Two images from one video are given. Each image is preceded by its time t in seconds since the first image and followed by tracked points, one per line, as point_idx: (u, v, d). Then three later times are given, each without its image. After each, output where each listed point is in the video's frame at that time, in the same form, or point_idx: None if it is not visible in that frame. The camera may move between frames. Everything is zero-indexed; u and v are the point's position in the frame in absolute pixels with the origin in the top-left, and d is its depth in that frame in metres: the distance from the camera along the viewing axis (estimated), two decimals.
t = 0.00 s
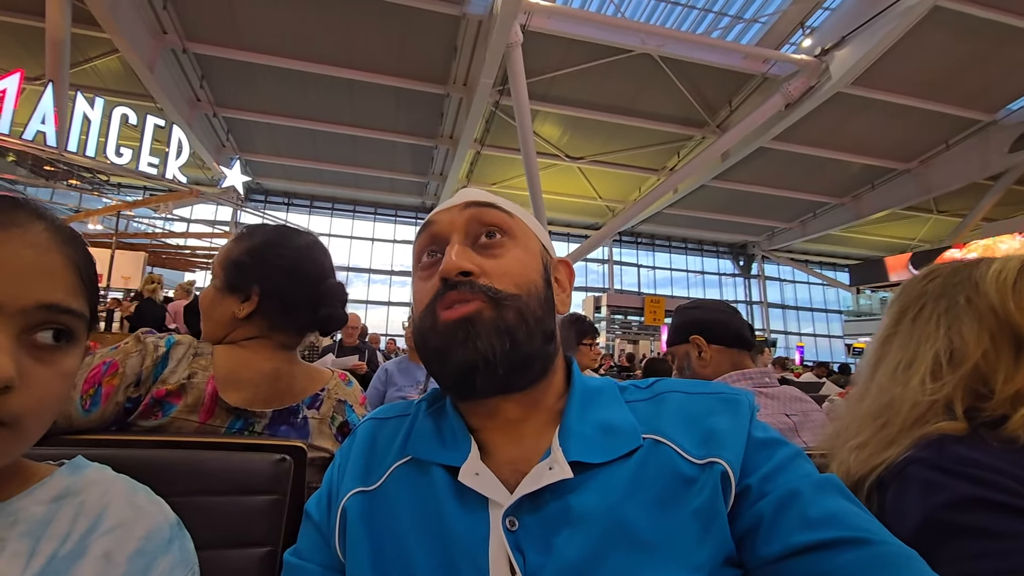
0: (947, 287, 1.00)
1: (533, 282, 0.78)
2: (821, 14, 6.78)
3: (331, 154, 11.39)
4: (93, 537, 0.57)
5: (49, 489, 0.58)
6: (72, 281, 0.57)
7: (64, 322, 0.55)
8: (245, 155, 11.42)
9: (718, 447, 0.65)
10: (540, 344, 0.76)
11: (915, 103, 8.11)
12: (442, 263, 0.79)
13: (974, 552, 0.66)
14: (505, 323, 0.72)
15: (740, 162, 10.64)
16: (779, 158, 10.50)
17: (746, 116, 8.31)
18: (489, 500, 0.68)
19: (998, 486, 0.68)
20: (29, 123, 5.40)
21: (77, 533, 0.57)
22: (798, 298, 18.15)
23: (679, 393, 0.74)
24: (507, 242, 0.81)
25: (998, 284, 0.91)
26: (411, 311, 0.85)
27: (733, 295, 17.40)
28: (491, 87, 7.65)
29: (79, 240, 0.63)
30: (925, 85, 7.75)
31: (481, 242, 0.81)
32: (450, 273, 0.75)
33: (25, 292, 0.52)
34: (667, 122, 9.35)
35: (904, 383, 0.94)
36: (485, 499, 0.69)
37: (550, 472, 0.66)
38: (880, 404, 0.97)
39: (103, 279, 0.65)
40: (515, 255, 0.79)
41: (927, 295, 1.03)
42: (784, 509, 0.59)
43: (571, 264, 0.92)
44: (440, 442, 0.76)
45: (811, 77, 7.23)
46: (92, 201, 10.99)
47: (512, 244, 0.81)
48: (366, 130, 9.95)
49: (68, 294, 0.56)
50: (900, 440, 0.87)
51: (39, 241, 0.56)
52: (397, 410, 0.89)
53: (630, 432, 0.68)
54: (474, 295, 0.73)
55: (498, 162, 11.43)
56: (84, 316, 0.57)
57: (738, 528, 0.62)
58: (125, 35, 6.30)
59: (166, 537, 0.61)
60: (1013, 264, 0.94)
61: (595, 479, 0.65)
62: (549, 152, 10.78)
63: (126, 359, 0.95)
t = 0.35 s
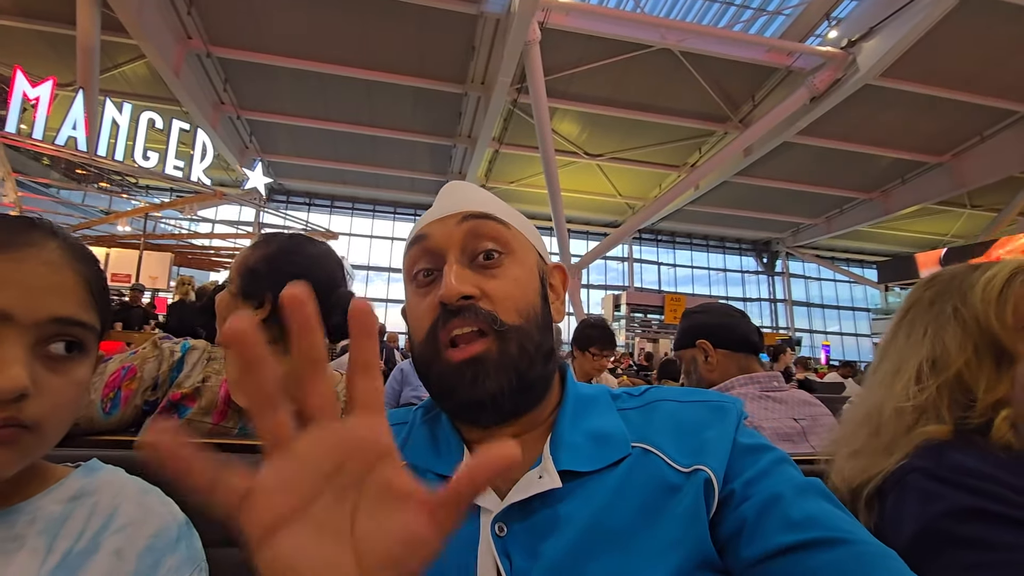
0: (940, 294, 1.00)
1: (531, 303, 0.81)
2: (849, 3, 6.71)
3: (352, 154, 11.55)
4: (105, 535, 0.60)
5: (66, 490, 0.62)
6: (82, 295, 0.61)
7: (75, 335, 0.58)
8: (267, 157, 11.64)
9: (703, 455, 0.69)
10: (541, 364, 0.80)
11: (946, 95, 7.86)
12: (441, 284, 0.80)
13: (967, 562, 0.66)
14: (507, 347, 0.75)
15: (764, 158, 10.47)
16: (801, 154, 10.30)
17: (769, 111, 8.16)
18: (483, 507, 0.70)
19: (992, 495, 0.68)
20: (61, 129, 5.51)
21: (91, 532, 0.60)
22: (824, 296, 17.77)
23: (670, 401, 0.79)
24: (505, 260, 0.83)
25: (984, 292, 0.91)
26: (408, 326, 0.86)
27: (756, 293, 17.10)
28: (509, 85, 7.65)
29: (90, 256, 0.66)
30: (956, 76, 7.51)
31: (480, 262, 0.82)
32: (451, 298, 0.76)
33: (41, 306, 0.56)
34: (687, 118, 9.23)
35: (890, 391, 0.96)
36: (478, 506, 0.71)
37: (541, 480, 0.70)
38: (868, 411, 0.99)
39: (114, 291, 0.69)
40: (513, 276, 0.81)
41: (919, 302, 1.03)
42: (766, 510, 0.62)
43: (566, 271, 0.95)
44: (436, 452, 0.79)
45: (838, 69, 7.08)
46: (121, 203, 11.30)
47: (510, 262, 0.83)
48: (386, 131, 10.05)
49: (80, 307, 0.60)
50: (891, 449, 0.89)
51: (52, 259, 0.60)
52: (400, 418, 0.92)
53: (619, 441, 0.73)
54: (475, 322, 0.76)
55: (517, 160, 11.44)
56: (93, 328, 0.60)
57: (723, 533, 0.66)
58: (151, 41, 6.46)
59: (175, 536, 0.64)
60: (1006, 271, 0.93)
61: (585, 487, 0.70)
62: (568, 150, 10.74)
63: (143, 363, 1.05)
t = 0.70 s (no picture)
0: (960, 293, 0.98)
1: (508, 296, 0.78)
2: None
3: (363, 153, 11.61)
4: (137, 536, 0.61)
5: (99, 490, 0.63)
6: (108, 296, 0.62)
7: (97, 337, 0.59)
8: (280, 156, 11.75)
9: (718, 457, 0.69)
10: (522, 358, 0.77)
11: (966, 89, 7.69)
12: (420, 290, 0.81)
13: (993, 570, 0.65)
14: (476, 342, 0.74)
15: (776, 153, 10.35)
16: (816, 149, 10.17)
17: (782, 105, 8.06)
18: (497, 513, 0.71)
19: (1016, 499, 0.67)
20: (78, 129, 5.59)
21: (125, 532, 0.61)
22: (839, 293, 17.55)
23: (682, 402, 0.79)
24: (481, 257, 0.82)
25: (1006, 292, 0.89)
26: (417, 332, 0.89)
27: (769, 290, 16.92)
28: (519, 83, 7.63)
29: (119, 256, 0.67)
30: (976, 68, 7.35)
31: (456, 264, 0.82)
32: (423, 300, 0.77)
33: (63, 308, 0.56)
34: (699, 114, 9.15)
35: (913, 394, 0.95)
36: (492, 512, 0.72)
37: (555, 485, 0.70)
38: (891, 414, 0.97)
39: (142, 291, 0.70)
40: (488, 271, 0.80)
41: (940, 302, 1.01)
42: (784, 512, 0.63)
43: (570, 267, 0.92)
44: (448, 457, 0.79)
45: (851, 63, 6.95)
46: (137, 202, 11.47)
47: (487, 258, 0.81)
48: (397, 129, 10.08)
49: (104, 308, 0.60)
50: (916, 451, 0.88)
51: (79, 261, 0.61)
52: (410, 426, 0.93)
53: (634, 444, 0.73)
54: (445, 318, 0.75)
55: (527, 158, 11.42)
56: (117, 329, 0.61)
57: (742, 535, 0.66)
58: (166, 42, 6.54)
59: (204, 537, 0.65)
60: None
61: (600, 491, 0.70)
62: (579, 147, 10.71)
63: (164, 362, 1.08)
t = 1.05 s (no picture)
0: (980, 293, 0.95)
1: (486, 305, 0.75)
2: None
3: (369, 152, 11.64)
4: (144, 542, 0.60)
5: (106, 493, 0.62)
6: (107, 297, 0.60)
7: (97, 338, 0.58)
8: (286, 156, 11.79)
9: (737, 460, 0.68)
10: (502, 362, 0.74)
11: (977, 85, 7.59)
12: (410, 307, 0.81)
13: None
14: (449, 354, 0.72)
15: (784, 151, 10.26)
16: (824, 147, 10.07)
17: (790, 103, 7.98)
18: (511, 514, 0.70)
19: None
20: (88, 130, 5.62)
21: (132, 536, 0.60)
22: (847, 292, 17.41)
23: (702, 406, 0.78)
24: (462, 269, 0.78)
25: None
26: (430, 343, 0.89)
27: (777, 289, 16.81)
28: (524, 82, 7.60)
29: (124, 256, 0.66)
30: (989, 64, 7.24)
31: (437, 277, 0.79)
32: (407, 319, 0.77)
33: (59, 309, 0.56)
34: (706, 112, 9.11)
35: (930, 395, 0.93)
36: (506, 513, 0.71)
37: (569, 485, 0.69)
38: (907, 416, 0.96)
39: (146, 292, 0.69)
40: (468, 282, 0.76)
41: (959, 301, 0.98)
42: (805, 519, 0.61)
43: (564, 260, 0.84)
44: (464, 455, 0.78)
45: (860, 60, 6.87)
46: (145, 202, 11.56)
47: (467, 270, 0.78)
48: (402, 128, 10.09)
49: (104, 309, 0.59)
50: (933, 454, 0.86)
51: (80, 261, 0.60)
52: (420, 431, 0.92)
53: (648, 445, 0.72)
54: (424, 336, 0.74)
55: (533, 157, 11.41)
56: (118, 329, 0.60)
57: (761, 542, 0.65)
58: (174, 43, 6.56)
59: (211, 543, 0.63)
60: None
61: (615, 492, 0.69)
62: (584, 146, 10.68)
63: (176, 368, 1.08)
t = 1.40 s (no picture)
0: (990, 292, 0.93)
1: (480, 315, 0.75)
2: None
3: (371, 154, 11.65)
4: (135, 553, 0.59)
5: (98, 506, 0.62)
6: (92, 304, 0.60)
7: (82, 345, 0.57)
8: (289, 158, 11.82)
9: (743, 472, 0.67)
10: (497, 373, 0.74)
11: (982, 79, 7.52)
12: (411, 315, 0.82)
13: None
14: (445, 364, 0.73)
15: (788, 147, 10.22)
16: (828, 143, 10.02)
17: (793, 100, 7.93)
18: (512, 523, 0.70)
19: None
20: (92, 135, 5.63)
21: (122, 549, 0.59)
22: (852, 288, 17.32)
23: (706, 414, 0.77)
24: (457, 277, 0.79)
25: None
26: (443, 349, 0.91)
27: (781, 286, 16.72)
28: (526, 81, 7.59)
29: (113, 265, 0.66)
30: (994, 58, 7.17)
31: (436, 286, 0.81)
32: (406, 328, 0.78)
33: (43, 315, 0.55)
34: (708, 109, 9.07)
35: (936, 396, 0.92)
36: (507, 523, 0.70)
37: (570, 494, 0.69)
38: (915, 418, 0.94)
39: (136, 301, 0.69)
40: (463, 291, 0.77)
41: (967, 301, 0.96)
42: (814, 532, 0.61)
43: (561, 262, 0.82)
44: (466, 465, 0.77)
45: (863, 56, 6.82)
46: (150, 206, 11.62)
47: (462, 278, 0.79)
48: (405, 129, 10.09)
49: (89, 316, 0.59)
50: (939, 459, 0.85)
51: (65, 269, 0.60)
52: (423, 440, 0.92)
53: (652, 454, 0.71)
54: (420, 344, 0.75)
55: (535, 156, 11.40)
56: (105, 337, 0.59)
57: (768, 553, 0.64)
58: (176, 46, 6.58)
59: (204, 553, 0.62)
60: None
61: (619, 501, 0.68)
62: (587, 145, 10.66)
63: (194, 381, 1.06)
